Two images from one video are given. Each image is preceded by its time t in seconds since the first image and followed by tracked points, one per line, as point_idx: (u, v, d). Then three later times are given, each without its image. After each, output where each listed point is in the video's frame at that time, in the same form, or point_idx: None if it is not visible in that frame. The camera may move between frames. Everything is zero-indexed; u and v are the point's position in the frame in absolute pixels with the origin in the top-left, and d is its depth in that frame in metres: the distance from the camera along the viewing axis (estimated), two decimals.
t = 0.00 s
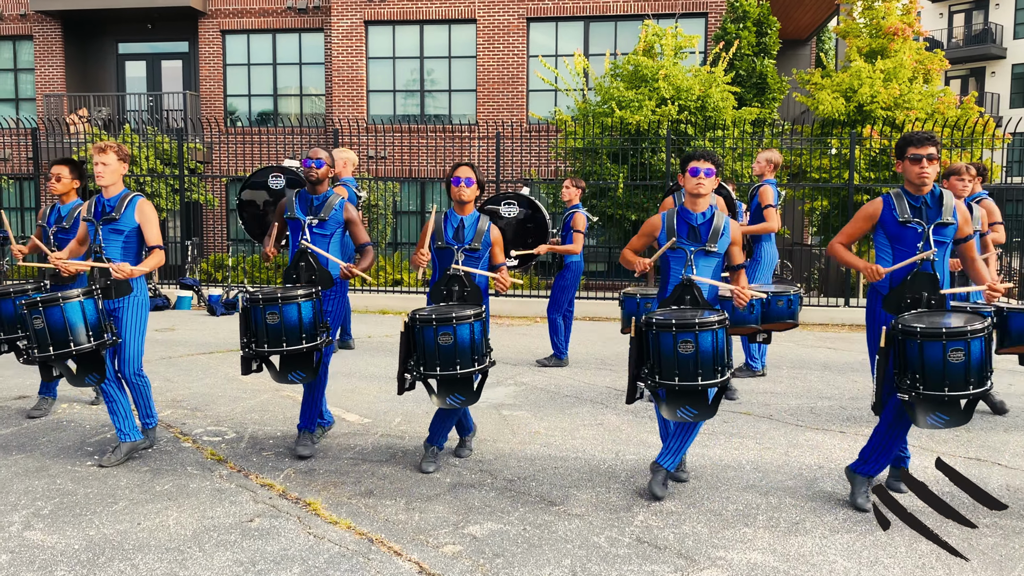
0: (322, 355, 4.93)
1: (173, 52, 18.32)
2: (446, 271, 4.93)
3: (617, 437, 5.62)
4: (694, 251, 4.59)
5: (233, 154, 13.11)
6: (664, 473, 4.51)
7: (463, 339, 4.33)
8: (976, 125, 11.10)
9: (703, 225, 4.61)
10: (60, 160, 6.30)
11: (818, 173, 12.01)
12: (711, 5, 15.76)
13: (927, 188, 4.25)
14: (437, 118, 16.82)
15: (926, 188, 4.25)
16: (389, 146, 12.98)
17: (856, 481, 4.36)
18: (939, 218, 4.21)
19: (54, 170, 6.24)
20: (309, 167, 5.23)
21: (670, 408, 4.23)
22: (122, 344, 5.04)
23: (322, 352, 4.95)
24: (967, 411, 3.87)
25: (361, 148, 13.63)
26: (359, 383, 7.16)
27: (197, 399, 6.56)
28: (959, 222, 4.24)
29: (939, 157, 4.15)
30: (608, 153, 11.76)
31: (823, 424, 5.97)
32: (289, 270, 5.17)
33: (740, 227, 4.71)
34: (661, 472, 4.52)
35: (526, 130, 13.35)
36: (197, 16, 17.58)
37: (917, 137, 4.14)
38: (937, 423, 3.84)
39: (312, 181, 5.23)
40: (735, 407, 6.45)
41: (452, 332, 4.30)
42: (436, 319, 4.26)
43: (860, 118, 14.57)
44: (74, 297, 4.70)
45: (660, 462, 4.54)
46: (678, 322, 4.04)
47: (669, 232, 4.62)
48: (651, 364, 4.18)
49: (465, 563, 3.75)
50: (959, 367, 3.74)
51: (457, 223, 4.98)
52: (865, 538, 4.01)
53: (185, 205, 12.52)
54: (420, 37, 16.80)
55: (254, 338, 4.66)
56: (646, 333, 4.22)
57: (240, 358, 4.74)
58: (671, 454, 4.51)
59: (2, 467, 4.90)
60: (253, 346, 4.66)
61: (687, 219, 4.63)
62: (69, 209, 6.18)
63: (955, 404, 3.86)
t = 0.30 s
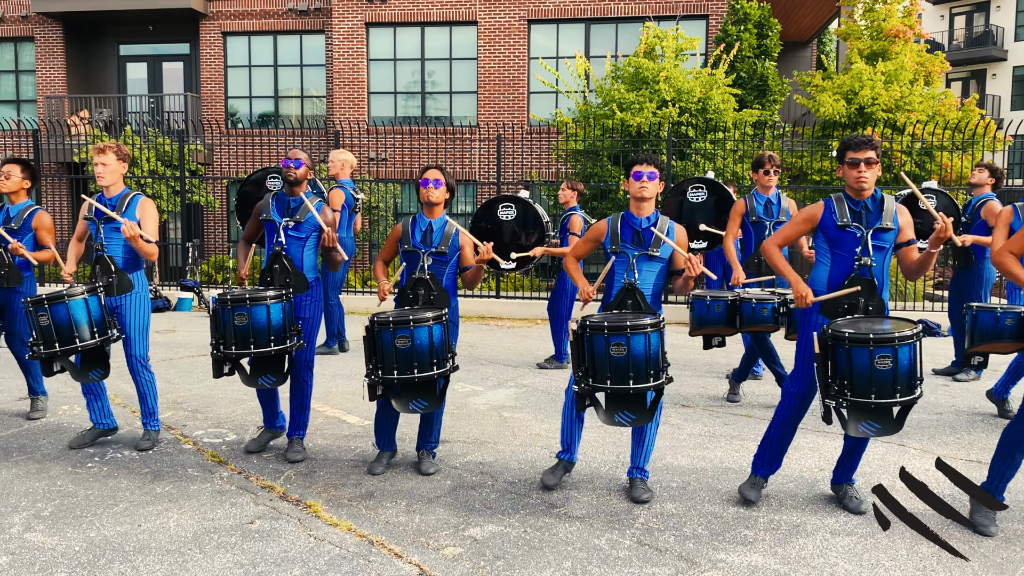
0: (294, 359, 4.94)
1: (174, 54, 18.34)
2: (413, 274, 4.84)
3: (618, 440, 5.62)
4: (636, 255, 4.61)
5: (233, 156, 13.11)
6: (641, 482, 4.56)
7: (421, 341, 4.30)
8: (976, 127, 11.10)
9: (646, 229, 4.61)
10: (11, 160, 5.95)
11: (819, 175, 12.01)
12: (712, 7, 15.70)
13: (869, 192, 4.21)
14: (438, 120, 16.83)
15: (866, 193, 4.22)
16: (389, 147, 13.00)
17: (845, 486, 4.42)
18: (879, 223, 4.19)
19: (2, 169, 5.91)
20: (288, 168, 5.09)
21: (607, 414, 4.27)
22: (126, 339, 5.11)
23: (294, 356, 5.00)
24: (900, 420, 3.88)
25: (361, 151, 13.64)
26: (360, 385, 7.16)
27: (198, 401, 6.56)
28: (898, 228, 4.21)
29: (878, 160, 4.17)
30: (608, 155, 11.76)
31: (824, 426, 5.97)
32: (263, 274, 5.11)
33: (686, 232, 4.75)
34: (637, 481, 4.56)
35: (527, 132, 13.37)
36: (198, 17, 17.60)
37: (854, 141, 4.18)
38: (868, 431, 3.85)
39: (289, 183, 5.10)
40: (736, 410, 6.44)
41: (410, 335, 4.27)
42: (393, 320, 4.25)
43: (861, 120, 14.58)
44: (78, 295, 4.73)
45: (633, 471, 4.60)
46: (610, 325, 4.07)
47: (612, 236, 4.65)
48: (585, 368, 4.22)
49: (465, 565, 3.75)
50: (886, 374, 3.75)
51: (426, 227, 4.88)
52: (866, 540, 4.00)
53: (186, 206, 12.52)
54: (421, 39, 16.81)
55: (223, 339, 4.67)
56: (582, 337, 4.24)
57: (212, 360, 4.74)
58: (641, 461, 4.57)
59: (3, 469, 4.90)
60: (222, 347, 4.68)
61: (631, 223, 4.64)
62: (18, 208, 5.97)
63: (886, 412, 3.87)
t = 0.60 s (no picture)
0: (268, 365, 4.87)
1: (172, 55, 18.32)
2: (387, 276, 4.81)
3: (617, 441, 5.62)
4: (585, 257, 4.62)
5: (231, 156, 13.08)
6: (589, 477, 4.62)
7: (398, 344, 4.31)
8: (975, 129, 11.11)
9: (595, 231, 4.62)
10: None
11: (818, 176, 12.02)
12: (712, 9, 15.87)
13: (813, 192, 4.26)
14: (437, 121, 16.83)
15: (811, 194, 4.28)
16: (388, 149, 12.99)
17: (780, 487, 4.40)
18: (822, 224, 4.24)
19: None
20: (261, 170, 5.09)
21: (555, 414, 4.29)
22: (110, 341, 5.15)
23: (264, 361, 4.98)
24: (841, 421, 3.93)
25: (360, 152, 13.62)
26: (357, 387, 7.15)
27: (195, 402, 6.55)
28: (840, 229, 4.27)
29: (823, 162, 4.20)
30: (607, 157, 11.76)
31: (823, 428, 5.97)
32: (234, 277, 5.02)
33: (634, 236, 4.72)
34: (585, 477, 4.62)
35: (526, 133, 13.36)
36: (197, 18, 17.60)
37: (800, 142, 4.19)
38: (810, 432, 3.92)
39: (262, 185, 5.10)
40: (735, 412, 6.44)
41: (387, 337, 4.27)
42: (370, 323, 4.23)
43: (860, 122, 14.58)
44: (67, 297, 4.77)
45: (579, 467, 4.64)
46: (562, 329, 4.10)
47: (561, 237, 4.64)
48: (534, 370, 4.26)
49: (464, 567, 3.75)
50: (831, 374, 3.82)
51: (399, 229, 4.85)
52: (865, 542, 3.99)
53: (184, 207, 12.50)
54: (420, 40, 16.81)
55: (197, 343, 4.63)
56: (533, 337, 4.27)
57: (182, 365, 4.68)
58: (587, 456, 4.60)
59: None
60: (196, 351, 4.63)
61: (580, 224, 4.64)
62: None
63: (829, 412, 3.93)
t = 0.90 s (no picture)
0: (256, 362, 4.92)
1: (170, 55, 18.30)
2: (377, 276, 4.78)
3: (615, 441, 5.61)
4: (563, 254, 4.61)
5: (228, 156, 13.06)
6: (564, 478, 4.63)
7: (385, 343, 4.29)
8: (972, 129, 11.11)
9: (572, 229, 4.62)
10: None
11: (815, 177, 12.04)
12: (709, 9, 15.87)
13: (789, 193, 4.23)
14: (434, 121, 16.82)
15: (787, 194, 4.24)
16: (385, 149, 12.97)
17: (760, 491, 4.39)
18: (797, 224, 4.20)
19: None
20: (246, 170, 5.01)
21: (535, 411, 4.35)
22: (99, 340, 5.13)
23: (253, 360, 4.97)
24: (816, 420, 3.96)
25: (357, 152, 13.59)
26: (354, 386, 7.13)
27: (192, 402, 6.54)
28: (816, 229, 4.22)
29: (801, 162, 4.17)
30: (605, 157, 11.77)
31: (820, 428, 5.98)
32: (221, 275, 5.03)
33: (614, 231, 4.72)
34: (559, 478, 4.62)
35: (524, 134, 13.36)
36: (194, 18, 17.57)
37: (778, 142, 4.15)
38: (785, 431, 3.92)
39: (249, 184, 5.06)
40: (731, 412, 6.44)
41: (374, 337, 4.25)
42: (355, 323, 4.22)
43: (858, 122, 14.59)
44: (53, 294, 4.77)
45: (555, 469, 4.65)
46: (533, 325, 4.12)
47: (540, 235, 4.65)
48: (510, 368, 4.28)
49: (461, 567, 3.74)
50: (802, 374, 3.83)
51: (388, 228, 4.80)
52: (863, 543, 3.99)
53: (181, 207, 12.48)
54: (418, 40, 16.79)
55: (180, 341, 4.62)
56: (508, 337, 4.29)
57: (169, 365, 4.67)
58: (564, 457, 4.63)
59: None
60: (179, 351, 4.61)
61: (558, 223, 4.64)
62: None
63: (803, 412, 3.95)
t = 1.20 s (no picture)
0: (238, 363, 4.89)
1: (166, 54, 18.27)
2: (366, 277, 4.77)
3: (612, 443, 5.62)
4: (546, 255, 4.61)
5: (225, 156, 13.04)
6: (558, 476, 4.65)
7: (379, 347, 4.29)
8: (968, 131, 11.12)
9: (556, 230, 4.62)
10: None
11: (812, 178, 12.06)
12: (706, 10, 15.90)
13: (771, 195, 4.24)
14: (431, 122, 16.82)
15: (770, 195, 4.25)
16: (382, 149, 12.95)
17: (755, 489, 4.46)
18: (779, 226, 4.21)
19: None
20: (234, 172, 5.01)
21: (521, 411, 4.33)
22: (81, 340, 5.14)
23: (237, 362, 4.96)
24: (799, 419, 3.98)
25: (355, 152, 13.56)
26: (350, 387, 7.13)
27: (188, 403, 6.53)
28: (798, 231, 4.24)
29: (782, 164, 4.20)
30: (602, 158, 11.80)
31: (816, 429, 5.99)
32: (210, 275, 4.97)
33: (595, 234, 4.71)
34: (553, 476, 4.65)
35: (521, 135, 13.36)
36: (191, 18, 17.55)
37: (760, 144, 4.17)
38: (767, 431, 3.95)
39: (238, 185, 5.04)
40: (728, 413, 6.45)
41: (368, 341, 4.25)
42: (350, 326, 4.22)
43: (854, 124, 14.62)
44: (40, 295, 4.76)
45: (548, 466, 4.68)
46: (520, 325, 4.13)
47: (523, 236, 4.65)
48: (495, 368, 4.28)
49: (458, 569, 3.74)
50: (786, 374, 3.84)
51: (379, 229, 4.79)
52: (859, 544, 4.00)
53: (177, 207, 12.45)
54: (415, 41, 16.79)
55: (167, 340, 4.61)
56: (494, 338, 4.29)
57: (154, 362, 4.67)
58: (556, 455, 4.65)
59: None
60: (167, 349, 4.60)
61: (541, 224, 4.64)
62: None
63: (786, 412, 3.96)
